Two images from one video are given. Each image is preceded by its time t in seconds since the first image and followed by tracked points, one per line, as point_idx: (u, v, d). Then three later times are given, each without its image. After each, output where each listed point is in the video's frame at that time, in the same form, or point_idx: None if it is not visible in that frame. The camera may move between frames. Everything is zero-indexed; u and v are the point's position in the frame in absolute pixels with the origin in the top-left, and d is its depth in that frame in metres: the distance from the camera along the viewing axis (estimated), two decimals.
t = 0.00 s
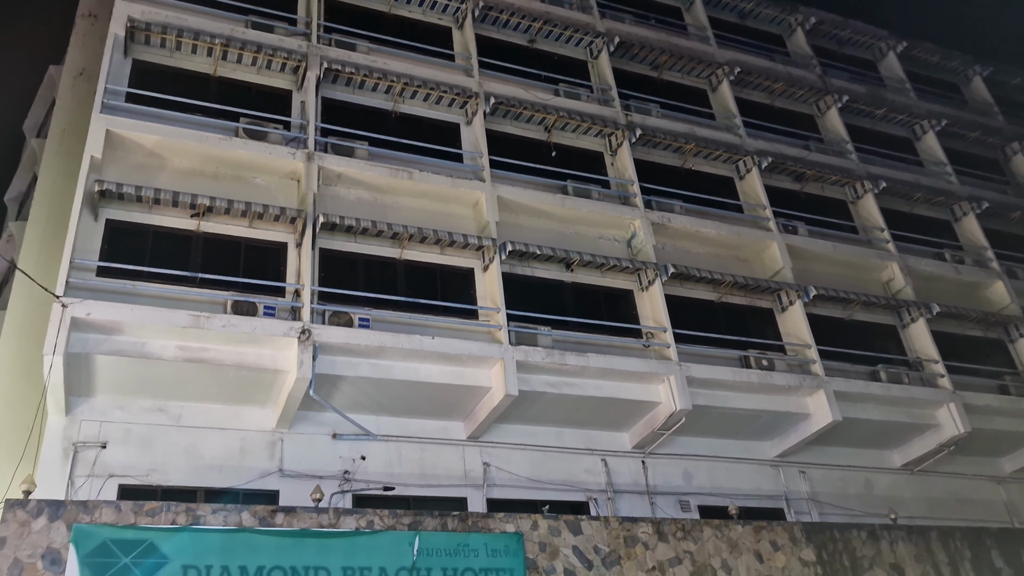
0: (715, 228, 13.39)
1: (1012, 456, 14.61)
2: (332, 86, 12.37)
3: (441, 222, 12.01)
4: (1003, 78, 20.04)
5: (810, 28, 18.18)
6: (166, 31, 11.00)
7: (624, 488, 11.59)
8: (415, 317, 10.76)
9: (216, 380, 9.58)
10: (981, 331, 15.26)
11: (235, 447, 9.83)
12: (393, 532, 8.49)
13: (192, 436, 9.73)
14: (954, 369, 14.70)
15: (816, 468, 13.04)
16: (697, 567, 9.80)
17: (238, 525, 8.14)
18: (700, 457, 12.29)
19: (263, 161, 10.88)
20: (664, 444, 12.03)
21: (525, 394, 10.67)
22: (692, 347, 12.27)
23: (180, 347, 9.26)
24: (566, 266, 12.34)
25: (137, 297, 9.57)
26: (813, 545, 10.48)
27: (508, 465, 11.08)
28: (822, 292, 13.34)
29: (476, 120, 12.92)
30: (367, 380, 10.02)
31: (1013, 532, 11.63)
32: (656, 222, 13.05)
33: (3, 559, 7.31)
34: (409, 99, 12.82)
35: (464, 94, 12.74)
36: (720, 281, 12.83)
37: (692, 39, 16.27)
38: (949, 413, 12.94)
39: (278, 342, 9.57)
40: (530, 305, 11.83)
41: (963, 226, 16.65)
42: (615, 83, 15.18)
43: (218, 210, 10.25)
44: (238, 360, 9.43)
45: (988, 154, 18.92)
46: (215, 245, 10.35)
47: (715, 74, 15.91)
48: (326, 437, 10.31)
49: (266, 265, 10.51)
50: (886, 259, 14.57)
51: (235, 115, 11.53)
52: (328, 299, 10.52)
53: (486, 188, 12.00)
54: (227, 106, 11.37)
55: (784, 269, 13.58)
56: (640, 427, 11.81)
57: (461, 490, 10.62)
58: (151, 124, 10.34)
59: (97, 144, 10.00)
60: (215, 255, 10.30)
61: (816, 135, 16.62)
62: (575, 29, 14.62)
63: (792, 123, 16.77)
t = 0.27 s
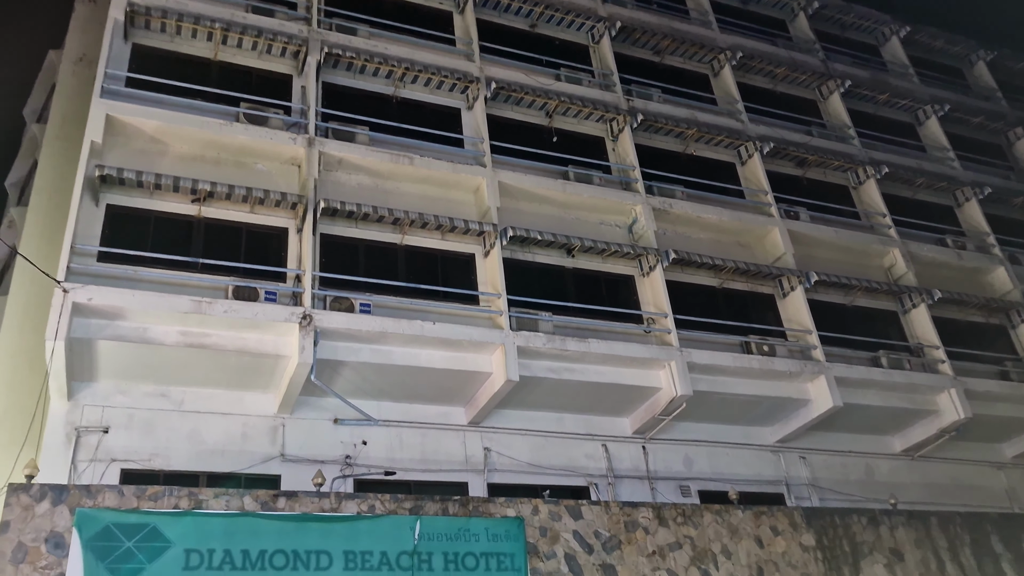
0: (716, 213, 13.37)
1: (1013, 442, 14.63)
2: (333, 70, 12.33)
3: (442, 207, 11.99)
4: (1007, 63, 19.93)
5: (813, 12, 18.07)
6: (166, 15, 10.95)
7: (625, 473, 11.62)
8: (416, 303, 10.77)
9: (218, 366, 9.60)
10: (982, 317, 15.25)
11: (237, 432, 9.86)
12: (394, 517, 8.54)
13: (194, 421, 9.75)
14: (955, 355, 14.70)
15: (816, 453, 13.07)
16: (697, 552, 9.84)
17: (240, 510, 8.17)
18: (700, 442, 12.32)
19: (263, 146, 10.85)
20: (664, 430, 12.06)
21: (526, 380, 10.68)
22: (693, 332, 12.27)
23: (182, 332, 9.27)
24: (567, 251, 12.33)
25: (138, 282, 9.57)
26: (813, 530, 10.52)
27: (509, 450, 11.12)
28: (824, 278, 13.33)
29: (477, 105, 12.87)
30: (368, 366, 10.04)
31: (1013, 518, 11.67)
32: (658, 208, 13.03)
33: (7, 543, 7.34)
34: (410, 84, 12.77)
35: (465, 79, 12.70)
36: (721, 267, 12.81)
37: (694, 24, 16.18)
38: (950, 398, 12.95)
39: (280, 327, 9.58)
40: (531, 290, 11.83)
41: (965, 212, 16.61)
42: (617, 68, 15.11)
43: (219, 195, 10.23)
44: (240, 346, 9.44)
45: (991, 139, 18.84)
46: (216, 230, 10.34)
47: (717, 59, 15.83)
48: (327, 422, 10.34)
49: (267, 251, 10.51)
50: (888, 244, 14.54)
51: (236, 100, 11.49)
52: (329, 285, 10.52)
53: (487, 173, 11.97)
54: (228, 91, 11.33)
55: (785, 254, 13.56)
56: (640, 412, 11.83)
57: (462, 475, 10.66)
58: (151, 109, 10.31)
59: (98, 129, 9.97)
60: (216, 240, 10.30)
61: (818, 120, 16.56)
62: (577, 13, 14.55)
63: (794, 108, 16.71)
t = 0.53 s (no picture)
0: (717, 190, 13.34)
1: (1011, 419, 14.69)
2: (332, 46, 12.25)
3: (442, 184, 11.96)
4: (1011, 39, 19.78)
5: None
6: None
7: (624, 450, 11.69)
8: (416, 280, 10.78)
9: (219, 342, 9.63)
10: (982, 295, 15.27)
11: (238, 408, 9.91)
12: (395, 492, 8.62)
13: (196, 397, 9.80)
14: (955, 333, 14.73)
15: (815, 430, 13.14)
16: (695, 527, 9.92)
17: (242, 485, 8.22)
18: (699, 419, 12.38)
19: (263, 122, 10.81)
20: (663, 407, 12.11)
21: (526, 356, 10.72)
22: (693, 310, 12.30)
23: (183, 308, 9.28)
24: (567, 228, 12.32)
25: (138, 259, 9.58)
26: (811, 506, 10.60)
27: (509, 427, 11.18)
28: (824, 255, 13.32)
29: (477, 81, 12.81)
30: (369, 342, 10.07)
31: (1009, 494, 11.76)
32: (659, 185, 13.00)
33: (11, 517, 7.40)
34: (410, 59, 12.70)
35: (466, 55, 12.63)
36: (721, 244, 12.81)
37: None
38: (948, 375, 12.99)
39: (280, 304, 9.59)
40: (531, 267, 11.83)
41: (967, 189, 16.56)
42: (618, 43, 15.00)
43: (219, 171, 10.20)
44: (241, 322, 9.46)
45: (994, 116, 18.75)
46: (216, 207, 10.33)
47: (719, 35, 15.72)
48: (328, 398, 10.39)
49: (267, 227, 10.50)
50: (889, 222, 14.51)
51: (235, 76, 11.43)
52: (330, 261, 10.53)
53: (488, 149, 11.93)
54: (227, 66, 11.27)
55: (786, 232, 13.54)
56: (640, 389, 11.88)
57: (462, 451, 10.73)
58: (150, 85, 10.26)
59: (96, 105, 9.92)
60: (216, 216, 10.29)
61: (821, 97, 16.47)
62: None
63: (797, 85, 16.61)
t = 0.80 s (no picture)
0: (718, 162, 13.28)
1: (1009, 391, 14.76)
2: (332, 14, 12.14)
3: (443, 154, 11.91)
4: (1017, 10, 19.59)
5: None
6: None
7: (624, 420, 11.76)
8: (417, 250, 10.77)
9: (220, 312, 9.64)
10: (983, 267, 15.26)
11: (239, 377, 9.94)
12: (395, 461, 8.69)
13: (197, 367, 9.83)
14: (955, 306, 14.74)
15: (814, 402, 13.20)
16: (694, 497, 9.99)
17: (243, 454, 8.18)
18: (699, 390, 12.43)
19: (262, 91, 10.73)
20: (663, 378, 12.16)
21: (526, 328, 10.74)
22: (694, 281, 12.30)
23: (183, 279, 9.28)
24: (568, 199, 12.28)
25: (138, 229, 9.56)
26: (808, 477, 10.69)
27: (509, 397, 11.23)
28: (825, 227, 13.30)
29: (478, 50, 12.70)
30: (369, 313, 10.07)
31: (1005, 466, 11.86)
32: (660, 156, 12.94)
33: (15, 484, 7.45)
34: (411, 28, 12.58)
35: (466, 24, 12.51)
36: (722, 216, 12.78)
37: None
38: (947, 347, 13.02)
39: (281, 274, 9.59)
40: (532, 238, 11.82)
41: (969, 162, 16.50)
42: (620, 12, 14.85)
43: (218, 141, 10.14)
44: (241, 292, 9.46)
45: (998, 88, 18.62)
46: (215, 177, 10.29)
47: (723, 4, 15.56)
48: (328, 368, 10.42)
49: (267, 197, 10.48)
50: (890, 194, 14.45)
51: (234, 44, 11.33)
52: (330, 232, 10.51)
53: (489, 119, 11.86)
54: (225, 34, 11.16)
55: (787, 204, 13.49)
56: (639, 360, 11.91)
57: (463, 421, 10.79)
58: (148, 53, 10.17)
59: (94, 73, 9.84)
60: (216, 186, 10.26)
61: (824, 67, 16.33)
62: None
63: (800, 55, 16.47)
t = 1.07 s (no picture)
0: (721, 124, 13.17)
1: (1006, 357, 14.83)
2: None
3: (444, 115, 11.81)
4: None
5: None
6: None
7: (623, 382, 11.82)
8: (417, 212, 10.72)
9: (220, 272, 9.63)
10: (985, 233, 15.23)
11: (240, 337, 9.97)
12: (396, 421, 8.73)
13: (197, 327, 9.85)
14: (955, 271, 14.75)
15: (812, 365, 13.27)
16: (691, 459, 10.07)
17: (245, 413, 8.34)
18: (698, 353, 12.48)
19: (261, 49, 10.60)
20: (662, 341, 12.19)
21: (526, 290, 10.74)
22: (694, 245, 12.28)
23: (183, 239, 9.25)
24: (570, 161, 12.20)
25: (137, 188, 9.50)
26: (805, 440, 10.78)
27: (509, 359, 11.28)
28: (828, 191, 13.23)
29: (480, 9, 12.52)
30: (370, 274, 10.06)
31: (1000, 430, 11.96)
32: (663, 118, 12.83)
33: (17, 441, 7.51)
34: None
35: None
36: (724, 179, 12.71)
37: None
38: (946, 313, 13.02)
39: (281, 235, 9.56)
40: (533, 200, 11.77)
41: (974, 126, 16.38)
42: None
43: (217, 100, 10.04)
44: (241, 253, 9.44)
45: (1006, 51, 18.41)
46: (214, 136, 10.22)
47: None
48: (329, 329, 10.45)
49: (267, 157, 10.42)
50: (894, 159, 14.34)
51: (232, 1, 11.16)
52: (330, 193, 10.46)
53: (490, 80, 11.73)
54: None
55: (790, 167, 13.38)
56: (639, 323, 11.93)
57: (462, 382, 10.85)
58: (145, 9, 10.02)
59: (91, 30, 9.72)
60: (215, 146, 10.19)
61: (830, 29, 16.13)
62: None
63: (806, 16, 16.26)
